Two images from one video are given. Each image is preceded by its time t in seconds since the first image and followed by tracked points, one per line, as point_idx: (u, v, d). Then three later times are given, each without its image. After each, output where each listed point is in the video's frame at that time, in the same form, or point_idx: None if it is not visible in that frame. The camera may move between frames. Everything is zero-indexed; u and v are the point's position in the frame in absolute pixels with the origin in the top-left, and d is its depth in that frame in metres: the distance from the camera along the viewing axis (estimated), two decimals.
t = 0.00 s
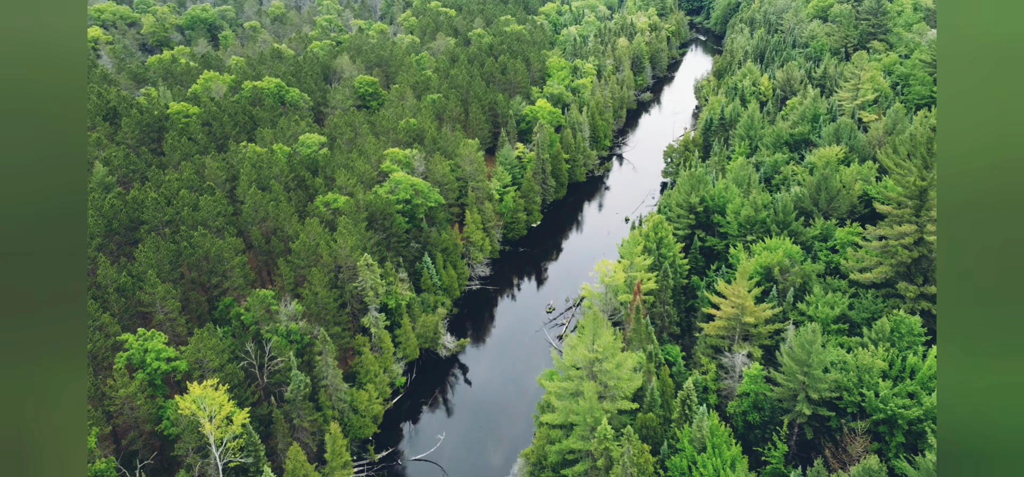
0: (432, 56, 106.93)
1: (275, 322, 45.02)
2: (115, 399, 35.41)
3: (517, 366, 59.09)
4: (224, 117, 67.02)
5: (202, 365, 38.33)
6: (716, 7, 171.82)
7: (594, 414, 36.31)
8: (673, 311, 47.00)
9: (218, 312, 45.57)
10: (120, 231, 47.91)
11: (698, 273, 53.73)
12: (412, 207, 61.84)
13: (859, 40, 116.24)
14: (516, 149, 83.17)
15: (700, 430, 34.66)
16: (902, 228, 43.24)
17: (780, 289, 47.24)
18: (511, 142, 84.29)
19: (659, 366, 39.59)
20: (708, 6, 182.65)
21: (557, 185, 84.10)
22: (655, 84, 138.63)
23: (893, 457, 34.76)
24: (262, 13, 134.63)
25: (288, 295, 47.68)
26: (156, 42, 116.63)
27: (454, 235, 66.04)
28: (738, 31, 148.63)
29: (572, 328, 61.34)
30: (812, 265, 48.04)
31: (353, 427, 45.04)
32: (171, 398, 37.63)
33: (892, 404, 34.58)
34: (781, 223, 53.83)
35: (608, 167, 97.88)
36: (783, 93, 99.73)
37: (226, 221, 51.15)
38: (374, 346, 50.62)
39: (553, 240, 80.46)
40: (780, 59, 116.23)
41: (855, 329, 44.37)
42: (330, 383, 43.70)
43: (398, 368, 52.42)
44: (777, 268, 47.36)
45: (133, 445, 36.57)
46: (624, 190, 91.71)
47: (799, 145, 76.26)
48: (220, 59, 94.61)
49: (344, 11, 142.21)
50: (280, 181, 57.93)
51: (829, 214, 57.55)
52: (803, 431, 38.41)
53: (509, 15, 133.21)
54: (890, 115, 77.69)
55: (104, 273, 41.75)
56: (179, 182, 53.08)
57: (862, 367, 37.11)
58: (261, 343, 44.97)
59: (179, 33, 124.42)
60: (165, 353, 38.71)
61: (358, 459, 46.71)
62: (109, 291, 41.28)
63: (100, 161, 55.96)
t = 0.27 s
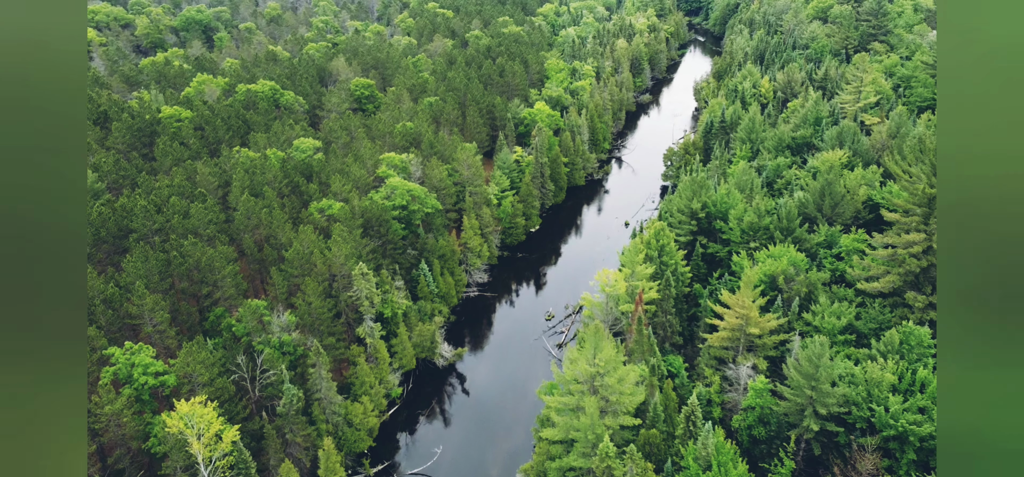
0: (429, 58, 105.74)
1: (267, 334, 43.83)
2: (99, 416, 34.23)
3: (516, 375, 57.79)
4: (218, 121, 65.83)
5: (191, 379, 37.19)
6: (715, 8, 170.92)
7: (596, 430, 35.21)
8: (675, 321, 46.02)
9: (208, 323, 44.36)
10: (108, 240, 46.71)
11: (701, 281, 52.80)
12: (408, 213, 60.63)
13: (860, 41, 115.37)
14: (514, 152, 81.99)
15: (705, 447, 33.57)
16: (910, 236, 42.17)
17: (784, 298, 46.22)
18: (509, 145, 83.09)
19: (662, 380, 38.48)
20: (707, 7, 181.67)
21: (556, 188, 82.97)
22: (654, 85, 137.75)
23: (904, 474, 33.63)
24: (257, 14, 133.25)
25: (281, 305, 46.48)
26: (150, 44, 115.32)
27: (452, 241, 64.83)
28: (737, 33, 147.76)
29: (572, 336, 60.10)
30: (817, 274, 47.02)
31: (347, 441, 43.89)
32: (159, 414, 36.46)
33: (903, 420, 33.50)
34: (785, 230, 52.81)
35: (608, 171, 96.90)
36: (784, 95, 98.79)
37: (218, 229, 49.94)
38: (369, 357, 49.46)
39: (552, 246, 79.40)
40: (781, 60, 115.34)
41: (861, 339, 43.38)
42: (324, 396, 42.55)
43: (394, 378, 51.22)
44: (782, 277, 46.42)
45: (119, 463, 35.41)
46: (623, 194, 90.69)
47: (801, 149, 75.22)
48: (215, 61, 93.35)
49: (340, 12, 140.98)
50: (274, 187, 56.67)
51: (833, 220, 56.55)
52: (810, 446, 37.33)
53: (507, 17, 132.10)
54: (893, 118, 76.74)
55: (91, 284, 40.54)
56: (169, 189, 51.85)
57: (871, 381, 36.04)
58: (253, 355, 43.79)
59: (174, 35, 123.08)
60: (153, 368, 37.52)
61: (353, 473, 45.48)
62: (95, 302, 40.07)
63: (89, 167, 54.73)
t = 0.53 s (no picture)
0: (427, 60, 104.70)
1: (260, 345, 42.87)
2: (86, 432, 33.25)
3: (515, 384, 56.53)
4: (211, 125, 64.82)
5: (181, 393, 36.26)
6: (714, 8, 170.09)
7: (597, 445, 34.30)
8: (677, 330, 45.21)
9: (200, 333, 43.41)
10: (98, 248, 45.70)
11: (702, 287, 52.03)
12: (405, 218, 59.66)
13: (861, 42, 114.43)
14: (512, 155, 80.99)
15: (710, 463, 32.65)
16: (917, 243, 41.31)
17: (788, 307, 45.35)
18: (507, 148, 82.08)
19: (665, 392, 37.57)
20: (706, 8, 180.79)
21: (555, 192, 82.01)
22: (653, 87, 136.92)
23: None
24: (254, 16, 132.20)
25: (275, 314, 45.49)
26: (145, 45, 114.16)
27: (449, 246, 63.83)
28: (736, 33, 146.92)
29: (572, 343, 58.95)
30: (822, 281, 46.15)
31: (343, 454, 42.92)
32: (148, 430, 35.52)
33: (913, 434, 32.64)
34: (788, 236, 51.97)
35: (607, 173, 96.08)
36: (785, 97, 97.90)
37: (210, 236, 48.96)
38: (365, 366, 48.46)
39: (551, 250, 78.54)
40: (781, 62, 114.47)
41: (868, 348, 42.53)
42: (319, 408, 41.59)
43: (391, 388, 50.14)
44: (786, 285, 45.57)
45: None
46: (622, 197, 89.73)
47: (803, 152, 74.31)
48: (209, 63, 92.27)
49: (337, 13, 139.97)
50: (268, 192, 55.70)
51: (837, 225, 55.67)
52: (816, 460, 36.45)
53: (505, 18, 131.12)
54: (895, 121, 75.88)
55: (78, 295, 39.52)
56: (161, 195, 50.82)
57: (879, 394, 35.11)
58: (245, 366, 42.83)
59: (169, 36, 121.99)
60: (142, 380, 36.58)
61: None
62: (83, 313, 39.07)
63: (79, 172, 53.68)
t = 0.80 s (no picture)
0: (425, 62, 103.72)
1: (253, 355, 41.90)
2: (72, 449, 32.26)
3: (515, 393, 55.43)
4: (206, 129, 63.83)
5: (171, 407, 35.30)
6: (714, 9, 169.26)
7: (599, 460, 33.41)
8: (680, 339, 44.34)
9: (192, 343, 42.44)
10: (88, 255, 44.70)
11: (705, 295, 51.19)
12: (403, 223, 58.68)
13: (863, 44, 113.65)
14: (512, 159, 80.03)
15: None
16: (927, 251, 40.40)
17: (794, 315, 44.46)
18: (506, 151, 81.14)
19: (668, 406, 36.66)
20: (706, 8, 179.88)
21: (555, 195, 81.11)
22: (653, 88, 136.04)
23: None
24: (251, 16, 131.12)
25: (269, 324, 44.54)
26: (140, 46, 112.99)
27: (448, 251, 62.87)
28: (737, 35, 146.13)
29: (572, 351, 57.93)
30: (828, 289, 45.24)
31: (339, 466, 41.97)
32: (138, 445, 34.56)
33: (925, 450, 31.49)
34: (792, 242, 51.10)
35: (607, 176, 95.23)
36: (786, 99, 97.05)
37: (203, 243, 47.96)
38: (362, 376, 47.52)
39: (551, 254, 77.65)
40: (782, 63, 113.62)
41: (875, 359, 41.61)
42: (314, 420, 40.67)
43: (388, 397, 49.19)
44: (791, 293, 44.73)
45: None
46: (623, 201, 88.78)
47: (806, 155, 73.43)
48: (205, 65, 91.22)
49: (335, 14, 138.94)
50: (263, 197, 54.71)
51: (842, 230, 54.83)
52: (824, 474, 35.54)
53: (504, 19, 130.16)
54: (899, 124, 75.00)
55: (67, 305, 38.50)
56: (153, 201, 49.82)
57: (888, 407, 34.15)
58: (239, 377, 41.89)
59: (165, 37, 120.88)
60: (131, 394, 35.65)
61: None
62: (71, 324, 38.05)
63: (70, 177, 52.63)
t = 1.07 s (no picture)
0: (424, 64, 102.60)
1: (246, 367, 40.77)
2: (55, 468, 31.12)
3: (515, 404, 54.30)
4: (201, 133, 62.74)
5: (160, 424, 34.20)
6: (715, 10, 168.12)
7: None
8: (685, 350, 43.24)
9: (183, 355, 41.33)
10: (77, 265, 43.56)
11: (710, 303, 50.11)
12: (400, 230, 57.56)
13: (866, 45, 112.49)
14: (511, 162, 78.92)
15: None
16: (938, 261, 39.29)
17: (801, 326, 43.36)
18: (506, 155, 80.04)
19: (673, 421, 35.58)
20: (707, 9, 178.73)
21: (555, 200, 79.99)
22: (654, 90, 134.93)
23: None
24: (249, 18, 129.95)
25: (263, 335, 43.42)
26: (137, 48, 111.93)
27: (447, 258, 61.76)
28: (738, 36, 145.00)
29: (573, 360, 56.81)
30: (836, 299, 44.11)
31: None
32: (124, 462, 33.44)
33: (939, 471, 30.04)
34: (798, 249, 50.00)
35: (608, 179, 94.12)
36: (790, 101, 95.96)
37: (196, 251, 46.83)
38: (359, 388, 46.40)
39: (552, 259, 76.50)
40: (785, 65, 112.50)
41: (885, 371, 40.48)
42: (308, 435, 39.56)
43: (385, 409, 48.08)
44: (798, 303, 43.65)
45: None
46: (624, 204, 87.62)
47: (811, 159, 72.34)
48: (201, 67, 90.13)
49: (334, 16, 137.76)
50: (257, 204, 53.56)
51: (849, 236, 53.74)
52: None
53: (504, 20, 129.09)
54: (904, 127, 73.88)
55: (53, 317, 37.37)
56: (144, 207, 48.72)
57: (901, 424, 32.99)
58: (231, 390, 40.80)
59: (162, 39, 119.67)
60: (119, 409, 34.57)
61: None
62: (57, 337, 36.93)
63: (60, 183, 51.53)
